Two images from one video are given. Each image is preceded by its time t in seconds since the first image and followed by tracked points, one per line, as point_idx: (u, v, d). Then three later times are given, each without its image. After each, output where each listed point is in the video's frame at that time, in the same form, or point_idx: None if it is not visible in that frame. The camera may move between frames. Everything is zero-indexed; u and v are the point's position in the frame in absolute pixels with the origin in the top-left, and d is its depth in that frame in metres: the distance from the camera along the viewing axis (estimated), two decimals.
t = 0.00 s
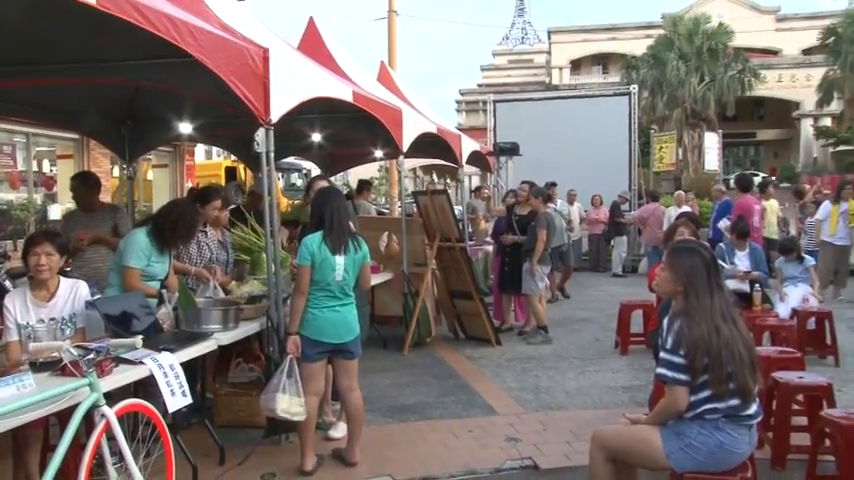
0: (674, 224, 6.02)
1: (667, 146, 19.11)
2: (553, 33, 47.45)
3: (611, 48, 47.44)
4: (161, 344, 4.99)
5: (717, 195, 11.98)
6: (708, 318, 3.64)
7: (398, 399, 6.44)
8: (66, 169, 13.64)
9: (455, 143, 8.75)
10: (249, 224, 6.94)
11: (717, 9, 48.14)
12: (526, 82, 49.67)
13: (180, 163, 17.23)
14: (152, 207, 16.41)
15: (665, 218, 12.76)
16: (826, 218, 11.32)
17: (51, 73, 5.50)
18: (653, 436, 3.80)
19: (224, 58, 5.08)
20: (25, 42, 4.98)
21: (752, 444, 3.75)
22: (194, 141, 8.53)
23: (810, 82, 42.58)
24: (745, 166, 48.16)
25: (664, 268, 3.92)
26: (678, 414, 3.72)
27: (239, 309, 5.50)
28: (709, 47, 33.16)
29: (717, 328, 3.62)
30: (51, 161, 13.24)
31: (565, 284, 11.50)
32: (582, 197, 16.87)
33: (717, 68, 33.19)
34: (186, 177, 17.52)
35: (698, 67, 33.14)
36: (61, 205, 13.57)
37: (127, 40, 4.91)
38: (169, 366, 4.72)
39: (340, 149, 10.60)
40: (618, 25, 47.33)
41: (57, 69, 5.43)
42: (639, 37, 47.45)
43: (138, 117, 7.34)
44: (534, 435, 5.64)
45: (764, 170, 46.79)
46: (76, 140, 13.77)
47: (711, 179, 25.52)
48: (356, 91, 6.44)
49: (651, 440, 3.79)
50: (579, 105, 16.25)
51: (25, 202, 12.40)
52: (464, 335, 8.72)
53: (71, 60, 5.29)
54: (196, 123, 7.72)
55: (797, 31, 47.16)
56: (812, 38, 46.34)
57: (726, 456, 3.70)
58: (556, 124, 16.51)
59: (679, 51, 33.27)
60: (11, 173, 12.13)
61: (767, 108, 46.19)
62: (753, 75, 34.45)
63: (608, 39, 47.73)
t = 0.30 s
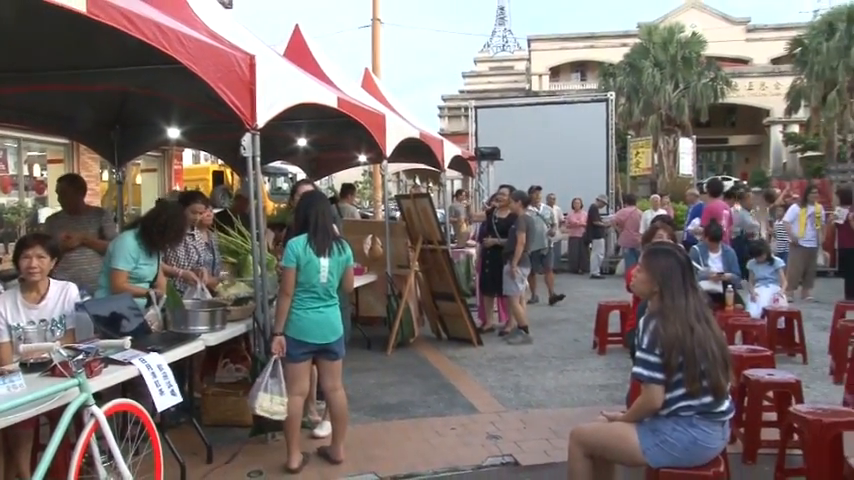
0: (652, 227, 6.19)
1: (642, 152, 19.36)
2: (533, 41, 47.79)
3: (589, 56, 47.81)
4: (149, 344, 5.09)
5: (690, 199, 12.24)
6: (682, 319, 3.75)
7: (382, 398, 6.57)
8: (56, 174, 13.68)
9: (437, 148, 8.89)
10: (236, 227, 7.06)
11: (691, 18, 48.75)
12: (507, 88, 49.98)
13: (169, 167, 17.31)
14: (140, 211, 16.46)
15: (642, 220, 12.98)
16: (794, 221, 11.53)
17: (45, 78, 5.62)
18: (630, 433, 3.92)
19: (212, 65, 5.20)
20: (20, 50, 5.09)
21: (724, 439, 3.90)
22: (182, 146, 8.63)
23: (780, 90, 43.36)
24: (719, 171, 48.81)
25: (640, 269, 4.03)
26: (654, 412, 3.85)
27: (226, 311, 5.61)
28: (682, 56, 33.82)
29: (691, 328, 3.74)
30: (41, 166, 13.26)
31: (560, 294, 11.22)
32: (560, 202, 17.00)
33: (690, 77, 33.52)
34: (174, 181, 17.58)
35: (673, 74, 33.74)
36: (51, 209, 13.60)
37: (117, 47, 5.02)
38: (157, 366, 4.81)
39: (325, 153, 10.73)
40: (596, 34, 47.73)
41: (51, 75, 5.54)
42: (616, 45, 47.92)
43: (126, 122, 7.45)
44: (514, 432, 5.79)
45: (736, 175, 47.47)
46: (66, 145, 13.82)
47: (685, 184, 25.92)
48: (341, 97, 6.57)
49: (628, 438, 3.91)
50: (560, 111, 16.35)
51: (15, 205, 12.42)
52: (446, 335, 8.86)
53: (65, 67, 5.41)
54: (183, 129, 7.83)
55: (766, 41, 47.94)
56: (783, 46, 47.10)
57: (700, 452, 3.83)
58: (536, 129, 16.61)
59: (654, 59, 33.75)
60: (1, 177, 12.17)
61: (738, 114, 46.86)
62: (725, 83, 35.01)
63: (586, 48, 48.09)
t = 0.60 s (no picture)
0: (634, 229, 6.36)
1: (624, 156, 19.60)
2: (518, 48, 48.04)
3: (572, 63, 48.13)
4: (142, 344, 5.19)
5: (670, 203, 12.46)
6: (662, 318, 3.79)
7: (371, 396, 6.72)
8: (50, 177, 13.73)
9: (424, 152, 9.05)
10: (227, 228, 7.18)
11: (671, 27, 49.22)
12: (492, 93, 50.20)
13: (161, 170, 17.38)
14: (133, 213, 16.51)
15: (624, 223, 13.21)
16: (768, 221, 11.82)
17: (41, 83, 5.74)
18: (612, 430, 3.94)
19: (203, 70, 5.32)
20: (16, 56, 5.20)
21: (703, 435, 3.93)
22: (174, 149, 8.74)
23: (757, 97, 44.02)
24: (698, 176, 49.36)
25: (621, 269, 4.07)
26: (635, 409, 3.88)
27: (217, 311, 5.73)
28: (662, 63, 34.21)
29: (671, 327, 3.78)
30: (37, 169, 13.31)
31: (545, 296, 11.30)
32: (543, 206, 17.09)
33: (671, 83, 34.29)
34: (167, 184, 17.64)
35: (653, 81, 34.19)
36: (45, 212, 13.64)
37: (111, 53, 5.14)
38: (150, 366, 4.89)
39: (314, 157, 10.86)
40: (579, 41, 48.03)
41: (47, 80, 5.66)
42: (598, 52, 48.29)
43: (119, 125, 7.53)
44: (499, 429, 5.94)
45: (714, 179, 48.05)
46: (61, 148, 13.87)
47: (663, 188, 26.28)
48: (330, 102, 6.70)
49: (609, 434, 3.93)
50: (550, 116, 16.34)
51: (11, 207, 12.46)
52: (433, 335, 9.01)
53: (59, 72, 5.53)
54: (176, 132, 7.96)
55: (742, 50, 48.57)
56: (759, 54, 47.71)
57: (680, 448, 3.86)
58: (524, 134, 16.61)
59: (635, 66, 34.19)
60: None
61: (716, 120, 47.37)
62: (703, 89, 35.48)
63: (569, 55, 48.36)
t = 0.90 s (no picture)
0: (612, 232, 6.55)
1: (605, 160, 19.86)
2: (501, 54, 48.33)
3: (554, 69, 48.47)
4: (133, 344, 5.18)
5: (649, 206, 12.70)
6: (637, 317, 3.72)
7: (357, 394, 6.85)
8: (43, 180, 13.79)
9: (410, 156, 9.20)
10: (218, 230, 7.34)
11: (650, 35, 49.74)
12: (475, 98, 50.45)
13: (153, 173, 17.47)
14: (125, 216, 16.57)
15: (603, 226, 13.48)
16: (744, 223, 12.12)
17: (37, 87, 5.87)
18: (593, 426, 3.92)
19: (195, 75, 5.44)
20: (13, 61, 5.33)
21: (681, 430, 3.90)
22: (165, 152, 8.87)
23: (732, 104, 44.58)
24: (676, 180, 49.90)
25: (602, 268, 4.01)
26: (615, 407, 3.84)
27: (207, 311, 5.82)
28: (641, 70, 34.67)
29: (646, 326, 3.71)
30: (31, 172, 13.37)
31: (526, 295, 11.44)
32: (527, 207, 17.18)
33: (649, 90, 34.61)
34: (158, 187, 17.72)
35: (633, 88, 34.57)
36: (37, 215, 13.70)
37: (106, 59, 5.26)
38: (140, 365, 4.90)
39: (302, 160, 11.01)
40: (561, 48, 48.39)
41: (44, 85, 5.81)
42: (580, 59, 48.71)
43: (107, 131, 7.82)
44: (483, 426, 6.08)
45: (691, 183, 48.62)
46: (54, 152, 13.94)
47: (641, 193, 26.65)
48: (318, 107, 6.84)
49: (590, 430, 3.91)
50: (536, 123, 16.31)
51: (5, 209, 12.51)
52: (418, 335, 9.16)
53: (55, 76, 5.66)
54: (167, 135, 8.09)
55: (719, 59, 49.22)
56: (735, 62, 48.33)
57: (659, 444, 3.82)
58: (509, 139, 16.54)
59: (615, 73, 34.54)
60: None
61: (694, 126, 47.94)
62: (681, 96, 35.99)
63: (552, 61, 48.65)
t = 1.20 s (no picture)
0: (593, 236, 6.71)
1: (587, 165, 20.11)
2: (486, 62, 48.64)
3: (537, 77, 48.82)
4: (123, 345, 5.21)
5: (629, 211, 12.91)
6: (614, 319, 3.83)
7: (345, 395, 6.97)
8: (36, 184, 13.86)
9: (396, 162, 9.31)
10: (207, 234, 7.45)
11: (631, 44, 50.20)
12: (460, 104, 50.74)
13: (145, 178, 17.54)
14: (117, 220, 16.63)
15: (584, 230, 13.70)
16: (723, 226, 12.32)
17: (31, 92, 5.98)
18: (574, 424, 4.03)
19: (184, 81, 5.51)
20: (8, 66, 5.44)
21: (660, 429, 4.01)
22: (156, 157, 8.98)
23: (710, 112, 45.13)
24: (656, 185, 50.41)
25: (581, 271, 4.13)
26: (595, 406, 3.94)
27: (197, 314, 5.88)
28: (622, 78, 34.92)
29: (624, 328, 3.82)
30: (24, 176, 13.41)
31: (506, 297, 11.42)
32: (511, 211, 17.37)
33: (629, 98, 34.63)
34: (149, 192, 17.79)
35: (614, 95, 34.81)
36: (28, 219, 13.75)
37: (98, 67, 5.34)
38: (131, 367, 4.81)
39: (290, 166, 11.14)
40: (544, 56, 48.76)
41: (40, 90, 5.93)
42: (562, 67, 49.10)
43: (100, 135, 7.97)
44: (468, 426, 6.19)
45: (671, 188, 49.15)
46: (46, 157, 14.01)
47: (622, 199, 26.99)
48: (306, 113, 6.95)
49: (571, 430, 4.02)
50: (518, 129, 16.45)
51: None
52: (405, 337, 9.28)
53: (52, 82, 5.77)
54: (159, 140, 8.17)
55: (697, 68, 49.83)
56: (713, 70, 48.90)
57: (638, 442, 3.94)
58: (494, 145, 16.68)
59: (597, 81, 34.90)
60: None
61: (673, 132, 48.47)
62: (660, 104, 36.46)
63: (535, 69, 48.98)
